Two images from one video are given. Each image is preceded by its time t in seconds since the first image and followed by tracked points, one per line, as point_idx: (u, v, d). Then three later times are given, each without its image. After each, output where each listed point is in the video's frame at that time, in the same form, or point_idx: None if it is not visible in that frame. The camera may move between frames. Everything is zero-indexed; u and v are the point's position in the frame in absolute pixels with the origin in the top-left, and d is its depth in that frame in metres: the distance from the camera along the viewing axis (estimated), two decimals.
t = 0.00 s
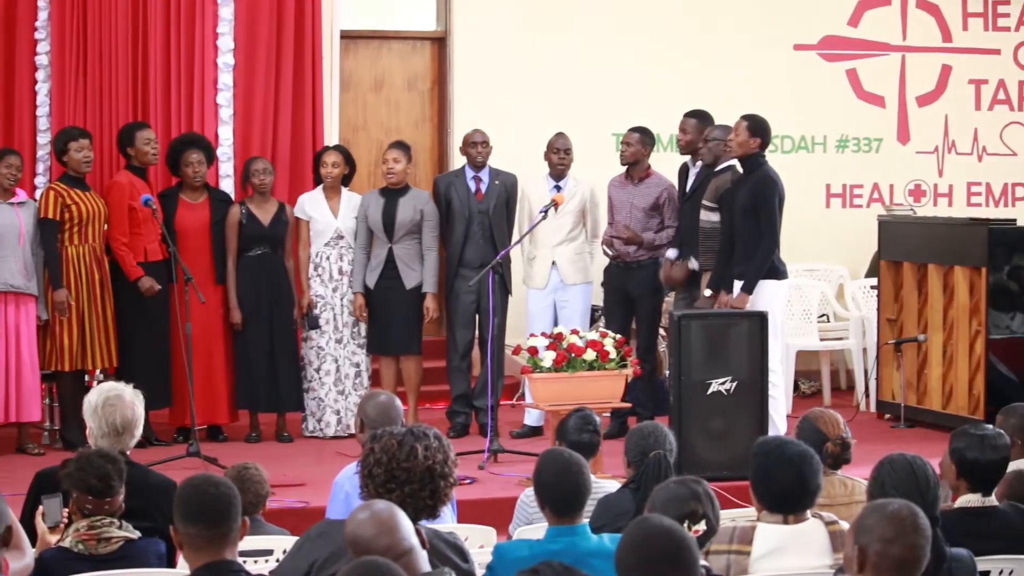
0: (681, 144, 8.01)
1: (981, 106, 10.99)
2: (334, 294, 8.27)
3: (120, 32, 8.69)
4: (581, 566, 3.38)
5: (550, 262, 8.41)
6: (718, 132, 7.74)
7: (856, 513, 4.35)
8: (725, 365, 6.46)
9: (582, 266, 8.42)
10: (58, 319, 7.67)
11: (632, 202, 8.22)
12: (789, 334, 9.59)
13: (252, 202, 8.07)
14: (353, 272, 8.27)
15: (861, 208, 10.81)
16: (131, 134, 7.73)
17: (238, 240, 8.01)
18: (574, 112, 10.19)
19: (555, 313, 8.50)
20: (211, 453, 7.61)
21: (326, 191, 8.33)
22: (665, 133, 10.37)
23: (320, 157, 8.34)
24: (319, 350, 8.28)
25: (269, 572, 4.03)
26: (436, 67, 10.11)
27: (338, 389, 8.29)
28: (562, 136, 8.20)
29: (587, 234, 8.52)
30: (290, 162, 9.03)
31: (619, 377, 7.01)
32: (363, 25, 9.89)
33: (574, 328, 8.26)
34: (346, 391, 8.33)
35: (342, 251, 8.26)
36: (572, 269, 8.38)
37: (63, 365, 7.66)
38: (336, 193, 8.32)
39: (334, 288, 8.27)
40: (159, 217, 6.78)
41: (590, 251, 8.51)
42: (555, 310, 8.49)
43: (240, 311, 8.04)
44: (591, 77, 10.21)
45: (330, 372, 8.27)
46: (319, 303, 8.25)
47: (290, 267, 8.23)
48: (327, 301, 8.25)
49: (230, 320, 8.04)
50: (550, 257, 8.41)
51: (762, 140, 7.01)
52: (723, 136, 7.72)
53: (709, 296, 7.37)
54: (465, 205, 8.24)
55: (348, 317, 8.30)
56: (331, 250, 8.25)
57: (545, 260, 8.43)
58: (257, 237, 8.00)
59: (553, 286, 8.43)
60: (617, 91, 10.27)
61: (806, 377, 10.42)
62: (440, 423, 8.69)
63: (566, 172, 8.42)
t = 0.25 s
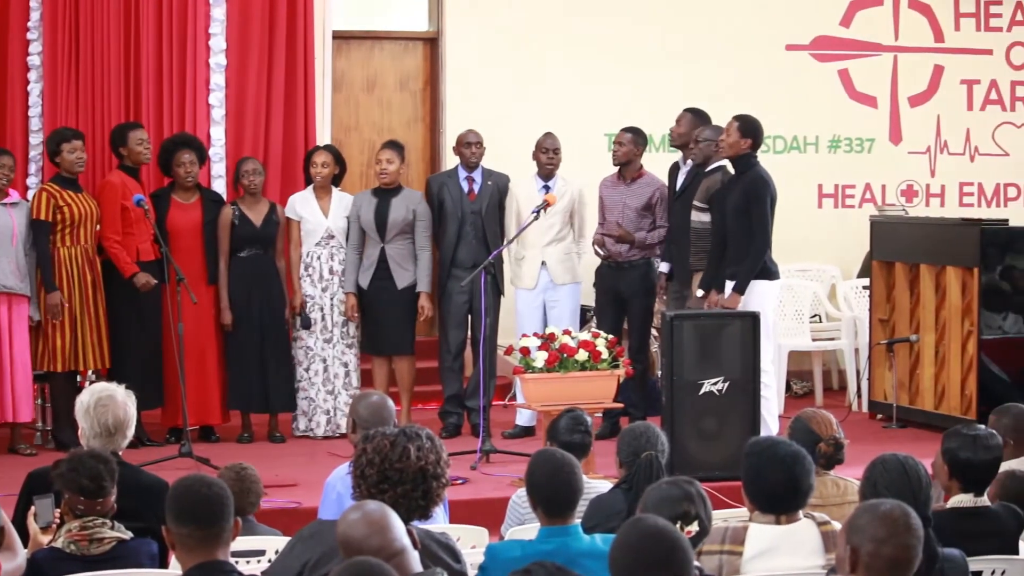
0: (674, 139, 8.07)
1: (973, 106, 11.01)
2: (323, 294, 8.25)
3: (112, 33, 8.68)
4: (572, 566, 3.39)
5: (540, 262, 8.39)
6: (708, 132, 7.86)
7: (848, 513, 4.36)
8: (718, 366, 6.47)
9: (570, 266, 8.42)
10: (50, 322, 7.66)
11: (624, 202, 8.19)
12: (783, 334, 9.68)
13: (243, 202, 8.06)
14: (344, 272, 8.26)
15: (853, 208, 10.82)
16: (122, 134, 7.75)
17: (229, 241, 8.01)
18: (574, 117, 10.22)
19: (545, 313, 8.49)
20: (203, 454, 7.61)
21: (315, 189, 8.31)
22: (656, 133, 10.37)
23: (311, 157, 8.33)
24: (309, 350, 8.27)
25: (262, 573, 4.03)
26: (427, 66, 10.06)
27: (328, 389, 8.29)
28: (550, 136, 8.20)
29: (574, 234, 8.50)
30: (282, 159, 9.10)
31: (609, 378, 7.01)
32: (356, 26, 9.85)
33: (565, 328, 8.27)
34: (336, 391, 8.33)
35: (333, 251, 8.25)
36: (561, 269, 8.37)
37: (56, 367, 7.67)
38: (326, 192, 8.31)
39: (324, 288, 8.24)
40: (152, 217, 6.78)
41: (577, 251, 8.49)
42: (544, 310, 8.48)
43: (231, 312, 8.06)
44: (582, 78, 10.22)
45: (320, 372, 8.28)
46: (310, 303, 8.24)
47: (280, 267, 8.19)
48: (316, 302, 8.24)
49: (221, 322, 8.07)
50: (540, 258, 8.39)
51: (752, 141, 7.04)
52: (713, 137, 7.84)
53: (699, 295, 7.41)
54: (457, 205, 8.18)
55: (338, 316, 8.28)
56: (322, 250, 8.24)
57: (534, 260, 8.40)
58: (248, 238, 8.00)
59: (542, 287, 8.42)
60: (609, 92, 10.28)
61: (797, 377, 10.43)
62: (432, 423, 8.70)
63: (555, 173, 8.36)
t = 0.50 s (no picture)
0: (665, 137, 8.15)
1: (964, 106, 11.02)
2: (315, 294, 8.26)
3: (103, 31, 8.67)
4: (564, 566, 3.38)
5: (528, 262, 8.38)
6: (698, 131, 7.87)
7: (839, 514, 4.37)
8: (709, 366, 6.47)
9: (558, 266, 8.43)
10: (41, 322, 7.66)
11: (615, 202, 8.21)
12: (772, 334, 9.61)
13: (234, 203, 8.08)
14: (336, 272, 8.27)
15: (845, 208, 10.83)
16: (112, 135, 7.76)
17: (220, 242, 8.03)
18: (566, 117, 10.24)
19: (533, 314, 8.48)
20: (194, 454, 7.61)
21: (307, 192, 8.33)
22: (647, 133, 10.39)
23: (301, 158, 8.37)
24: (300, 350, 8.28)
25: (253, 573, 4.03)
26: (417, 67, 10.08)
27: (316, 389, 8.29)
28: (536, 135, 8.15)
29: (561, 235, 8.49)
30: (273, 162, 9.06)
31: (600, 378, 7.02)
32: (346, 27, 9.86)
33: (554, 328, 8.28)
34: (325, 390, 8.32)
35: (325, 251, 8.26)
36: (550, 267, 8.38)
37: (46, 368, 7.65)
38: (318, 194, 8.34)
39: (316, 289, 8.26)
40: (143, 217, 6.79)
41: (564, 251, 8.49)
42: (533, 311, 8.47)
43: (224, 313, 8.04)
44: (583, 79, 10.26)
45: (309, 372, 8.29)
46: (301, 304, 8.25)
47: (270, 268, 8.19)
48: (309, 302, 8.25)
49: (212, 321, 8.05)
50: (528, 258, 8.38)
51: (743, 141, 7.02)
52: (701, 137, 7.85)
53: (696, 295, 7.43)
54: (449, 206, 8.27)
55: (328, 316, 8.27)
56: (315, 250, 8.25)
57: (522, 261, 8.38)
58: (239, 238, 8.02)
59: (530, 287, 8.40)
60: (606, 92, 10.31)
61: (789, 378, 10.44)
62: (423, 423, 8.70)
63: (542, 173, 8.28)
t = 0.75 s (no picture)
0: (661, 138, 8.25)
1: (959, 106, 11.03)
2: (311, 294, 8.26)
3: (97, 29, 8.66)
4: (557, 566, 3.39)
5: (521, 262, 8.39)
6: (691, 132, 7.85)
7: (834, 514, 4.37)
8: (703, 366, 6.47)
9: (551, 266, 8.43)
10: (35, 322, 7.67)
11: (607, 202, 8.20)
12: (768, 334, 9.65)
13: (228, 203, 8.08)
14: (331, 272, 8.27)
15: (839, 208, 10.83)
16: (106, 136, 7.71)
17: (215, 242, 8.02)
18: (555, 114, 10.23)
19: (527, 313, 8.49)
20: (188, 454, 7.60)
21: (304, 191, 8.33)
22: (641, 133, 10.39)
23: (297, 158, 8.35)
24: (295, 350, 8.29)
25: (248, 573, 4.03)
26: (412, 68, 10.10)
27: (311, 390, 8.31)
28: (529, 136, 8.17)
29: (555, 235, 8.47)
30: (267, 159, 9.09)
31: (595, 379, 7.01)
32: (340, 27, 9.87)
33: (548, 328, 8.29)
34: (320, 391, 8.35)
35: (322, 251, 8.27)
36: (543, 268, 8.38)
37: (40, 367, 7.66)
38: (314, 194, 8.33)
39: (312, 289, 8.26)
40: (137, 218, 6.80)
41: (558, 251, 8.48)
42: (526, 310, 8.49)
43: (217, 313, 8.03)
44: (580, 79, 10.27)
45: (304, 373, 8.30)
46: (297, 304, 8.25)
47: (264, 268, 8.19)
48: (304, 302, 8.26)
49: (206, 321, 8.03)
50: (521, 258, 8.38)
51: (738, 142, 7.04)
52: (695, 137, 7.82)
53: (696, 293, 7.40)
54: (444, 206, 8.24)
55: (325, 317, 8.30)
56: (311, 251, 8.25)
57: (514, 261, 8.40)
58: (232, 238, 8.01)
59: (523, 287, 8.42)
60: (603, 92, 10.32)
61: (783, 378, 10.45)
62: (417, 424, 8.71)
63: (534, 173, 8.31)
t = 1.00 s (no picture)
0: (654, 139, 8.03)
1: (950, 107, 11.03)
2: (303, 295, 8.27)
3: (88, 29, 8.67)
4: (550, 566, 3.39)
5: (512, 262, 8.40)
6: (680, 134, 7.74)
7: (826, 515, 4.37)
8: (694, 366, 6.48)
9: (544, 266, 8.43)
10: (27, 323, 7.66)
11: (596, 199, 8.25)
12: (760, 334, 9.66)
13: (219, 204, 8.08)
14: (323, 274, 8.29)
15: (831, 209, 10.84)
16: (94, 137, 7.75)
17: (207, 243, 8.03)
18: (557, 117, 10.27)
19: (519, 314, 8.48)
20: (179, 455, 7.60)
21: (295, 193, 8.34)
22: (633, 133, 10.39)
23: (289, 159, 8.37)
24: (288, 352, 8.27)
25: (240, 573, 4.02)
26: (403, 68, 10.07)
27: (306, 391, 8.30)
28: (516, 138, 8.15)
29: (548, 233, 8.50)
30: (259, 159, 9.00)
31: (586, 379, 7.04)
32: (331, 26, 9.87)
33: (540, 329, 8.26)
34: (314, 393, 8.34)
35: (313, 252, 8.27)
36: (535, 268, 8.39)
37: (32, 368, 7.63)
38: (305, 196, 8.33)
39: (304, 290, 8.27)
40: (129, 217, 6.80)
41: (552, 250, 8.51)
42: (518, 311, 8.47)
43: (209, 314, 8.04)
44: (582, 78, 10.30)
45: (298, 374, 8.28)
46: (289, 305, 8.25)
47: (255, 268, 8.19)
48: (297, 303, 8.26)
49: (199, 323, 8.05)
50: (512, 258, 8.40)
51: (731, 143, 7.04)
52: (683, 138, 7.72)
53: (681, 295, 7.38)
54: (432, 207, 8.27)
55: (316, 317, 8.29)
56: (302, 252, 8.25)
57: (506, 261, 8.41)
58: (225, 239, 8.03)
59: (514, 287, 8.42)
60: (596, 92, 10.32)
61: (775, 378, 10.45)
62: (409, 424, 8.71)
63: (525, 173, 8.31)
